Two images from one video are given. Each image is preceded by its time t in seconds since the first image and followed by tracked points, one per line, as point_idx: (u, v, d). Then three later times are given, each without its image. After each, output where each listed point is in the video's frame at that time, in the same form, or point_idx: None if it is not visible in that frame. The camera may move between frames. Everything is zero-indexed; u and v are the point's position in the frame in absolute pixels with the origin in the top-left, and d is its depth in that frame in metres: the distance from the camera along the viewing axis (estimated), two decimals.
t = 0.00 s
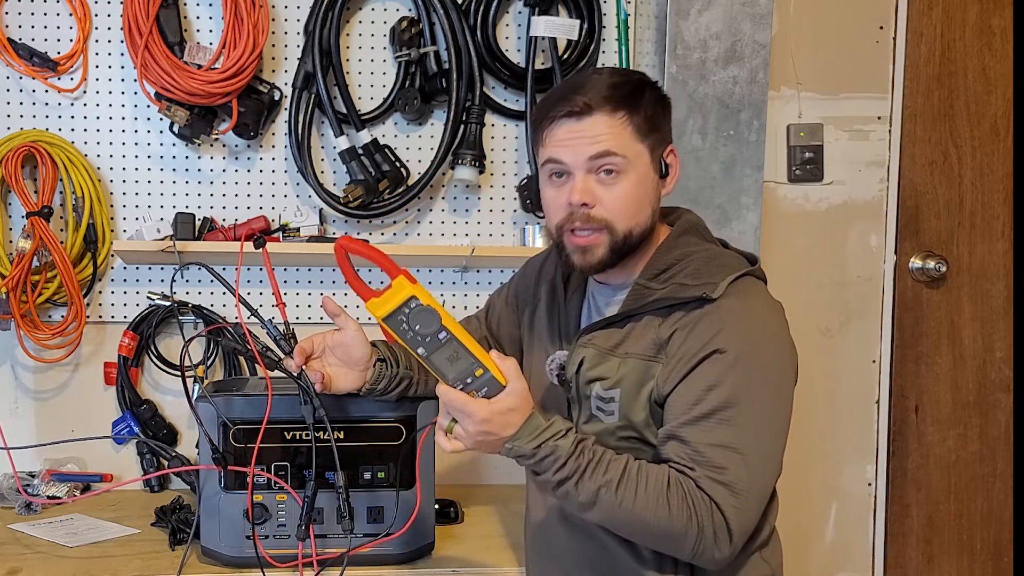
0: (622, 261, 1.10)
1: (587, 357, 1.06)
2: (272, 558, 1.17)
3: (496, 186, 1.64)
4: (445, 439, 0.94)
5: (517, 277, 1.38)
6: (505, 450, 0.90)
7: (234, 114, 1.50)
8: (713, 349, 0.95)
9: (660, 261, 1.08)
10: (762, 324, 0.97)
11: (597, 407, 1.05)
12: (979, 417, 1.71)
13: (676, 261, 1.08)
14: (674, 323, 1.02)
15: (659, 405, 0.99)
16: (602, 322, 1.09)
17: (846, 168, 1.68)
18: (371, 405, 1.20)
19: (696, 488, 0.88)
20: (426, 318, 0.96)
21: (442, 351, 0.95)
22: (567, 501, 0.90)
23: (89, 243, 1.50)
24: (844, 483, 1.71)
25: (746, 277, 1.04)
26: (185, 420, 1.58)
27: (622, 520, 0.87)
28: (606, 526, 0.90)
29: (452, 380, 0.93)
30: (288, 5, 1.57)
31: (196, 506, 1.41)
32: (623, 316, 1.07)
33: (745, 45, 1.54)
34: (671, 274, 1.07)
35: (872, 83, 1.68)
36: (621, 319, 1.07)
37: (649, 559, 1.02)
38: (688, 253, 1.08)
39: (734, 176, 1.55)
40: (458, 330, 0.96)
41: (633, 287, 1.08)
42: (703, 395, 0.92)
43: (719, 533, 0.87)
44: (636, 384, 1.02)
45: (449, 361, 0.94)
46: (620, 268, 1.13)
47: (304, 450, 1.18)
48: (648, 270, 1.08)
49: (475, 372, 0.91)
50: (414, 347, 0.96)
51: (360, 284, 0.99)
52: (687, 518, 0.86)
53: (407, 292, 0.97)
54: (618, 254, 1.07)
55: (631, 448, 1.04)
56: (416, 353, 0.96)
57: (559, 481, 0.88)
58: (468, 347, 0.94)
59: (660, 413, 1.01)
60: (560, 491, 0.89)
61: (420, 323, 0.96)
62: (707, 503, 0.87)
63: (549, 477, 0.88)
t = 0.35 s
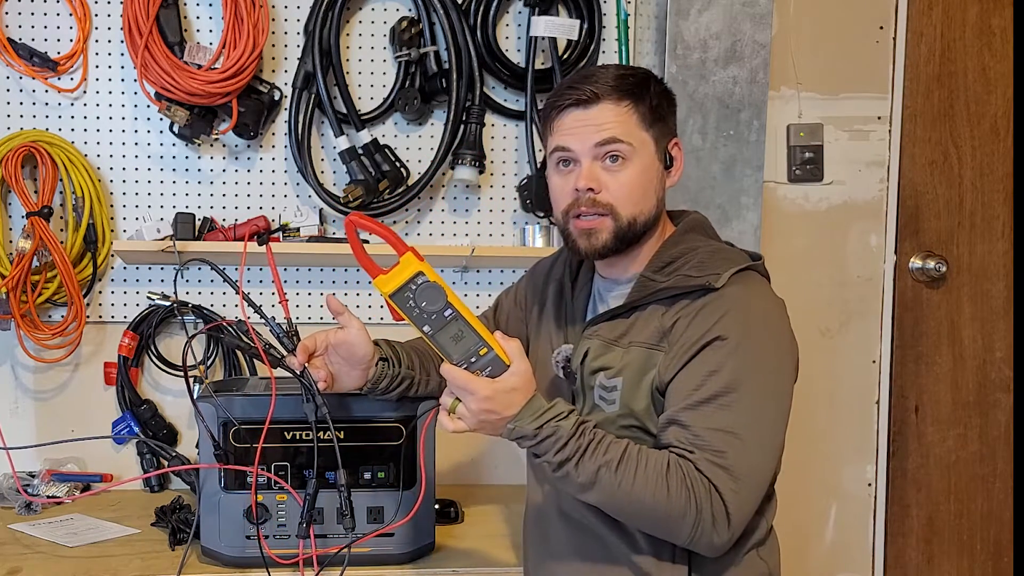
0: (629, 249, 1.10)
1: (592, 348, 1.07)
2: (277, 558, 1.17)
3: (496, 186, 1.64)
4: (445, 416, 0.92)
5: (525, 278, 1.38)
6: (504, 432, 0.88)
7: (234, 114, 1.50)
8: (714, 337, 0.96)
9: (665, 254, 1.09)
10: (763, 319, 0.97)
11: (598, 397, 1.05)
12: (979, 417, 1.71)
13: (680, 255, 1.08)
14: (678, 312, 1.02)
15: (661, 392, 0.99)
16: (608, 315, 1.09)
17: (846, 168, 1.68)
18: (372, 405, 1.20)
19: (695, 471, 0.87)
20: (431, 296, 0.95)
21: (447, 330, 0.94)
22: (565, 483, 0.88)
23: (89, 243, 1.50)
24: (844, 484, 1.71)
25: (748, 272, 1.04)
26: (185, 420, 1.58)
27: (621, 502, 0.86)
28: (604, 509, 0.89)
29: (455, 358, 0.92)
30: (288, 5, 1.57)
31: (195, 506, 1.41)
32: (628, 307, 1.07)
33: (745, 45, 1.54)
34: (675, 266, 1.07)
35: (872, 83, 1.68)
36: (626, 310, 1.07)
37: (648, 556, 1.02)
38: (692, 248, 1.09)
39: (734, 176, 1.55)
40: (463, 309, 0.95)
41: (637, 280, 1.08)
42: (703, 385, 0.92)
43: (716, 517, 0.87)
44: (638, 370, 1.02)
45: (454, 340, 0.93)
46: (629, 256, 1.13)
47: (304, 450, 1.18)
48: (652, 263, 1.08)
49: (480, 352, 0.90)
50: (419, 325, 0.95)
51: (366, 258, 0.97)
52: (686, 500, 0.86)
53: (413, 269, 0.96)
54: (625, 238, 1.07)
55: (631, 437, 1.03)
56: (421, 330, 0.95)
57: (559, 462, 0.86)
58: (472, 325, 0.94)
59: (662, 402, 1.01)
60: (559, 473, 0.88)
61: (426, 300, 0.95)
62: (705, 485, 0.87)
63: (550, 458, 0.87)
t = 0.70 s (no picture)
0: (632, 249, 1.10)
1: (596, 344, 1.08)
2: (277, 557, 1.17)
3: (497, 186, 1.64)
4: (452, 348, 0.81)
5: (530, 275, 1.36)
6: (507, 367, 0.80)
7: (234, 114, 1.50)
8: (713, 324, 0.95)
9: (668, 252, 1.09)
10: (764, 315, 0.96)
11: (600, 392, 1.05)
12: (979, 417, 1.71)
13: (682, 252, 1.09)
14: (679, 304, 1.03)
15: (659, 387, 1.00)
16: (610, 311, 1.10)
17: (846, 168, 1.68)
18: (372, 405, 1.20)
19: (685, 444, 0.84)
20: (444, 222, 0.85)
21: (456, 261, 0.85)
22: (552, 436, 0.83)
23: (89, 243, 1.50)
24: (844, 484, 1.71)
25: (749, 268, 1.03)
26: (186, 420, 1.58)
27: (611, 462, 0.81)
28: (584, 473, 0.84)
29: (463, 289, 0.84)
30: (288, 5, 1.57)
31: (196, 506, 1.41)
32: (630, 302, 1.07)
33: (745, 45, 1.54)
34: (677, 263, 1.07)
35: (872, 83, 1.68)
36: (628, 306, 1.08)
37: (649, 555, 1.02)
38: (694, 245, 1.09)
39: (734, 176, 1.55)
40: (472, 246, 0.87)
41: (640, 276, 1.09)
42: (697, 367, 0.91)
43: (698, 495, 0.83)
44: (636, 363, 1.03)
45: (460, 272, 0.84)
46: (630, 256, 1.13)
47: (304, 450, 1.18)
48: (655, 260, 1.09)
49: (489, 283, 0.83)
50: (427, 251, 0.85)
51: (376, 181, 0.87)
52: (671, 469, 0.82)
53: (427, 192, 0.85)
54: (626, 239, 1.07)
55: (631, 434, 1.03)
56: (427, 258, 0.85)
57: (556, 409, 0.81)
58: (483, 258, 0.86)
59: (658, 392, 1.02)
60: (550, 420, 0.82)
61: (438, 228, 0.85)
62: (692, 459, 0.84)
63: (547, 401, 0.81)
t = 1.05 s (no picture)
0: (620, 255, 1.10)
1: (589, 345, 1.08)
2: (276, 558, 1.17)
3: (497, 186, 1.64)
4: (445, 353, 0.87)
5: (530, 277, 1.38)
6: (496, 370, 0.86)
7: (234, 114, 1.50)
8: (700, 321, 0.94)
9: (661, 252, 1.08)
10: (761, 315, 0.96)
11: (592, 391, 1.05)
12: (979, 417, 1.71)
13: (674, 252, 1.08)
14: (666, 303, 1.03)
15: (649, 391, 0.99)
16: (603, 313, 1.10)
17: (846, 168, 1.68)
18: (372, 405, 1.20)
19: (668, 440, 0.84)
20: (418, 232, 0.95)
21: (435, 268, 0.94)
22: (538, 434, 0.86)
23: (89, 243, 1.50)
24: (844, 484, 1.71)
25: (740, 267, 1.03)
26: (185, 420, 1.58)
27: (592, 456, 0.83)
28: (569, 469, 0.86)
29: (444, 297, 0.93)
30: (288, 5, 1.57)
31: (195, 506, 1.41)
32: (623, 302, 1.08)
33: (745, 45, 1.54)
34: (669, 263, 1.07)
35: (872, 84, 1.68)
36: (620, 306, 1.08)
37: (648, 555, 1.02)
38: (687, 245, 1.08)
39: (734, 176, 1.55)
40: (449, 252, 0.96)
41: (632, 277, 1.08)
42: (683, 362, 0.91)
43: (677, 490, 0.83)
44: (626, 363, 1.03)
45: (441, 278, 0.94)
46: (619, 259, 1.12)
47: (303, 450, 1.19)
48: (647, 261, 1.08)
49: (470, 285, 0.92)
50: (408, 262, 0.94)
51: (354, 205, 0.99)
52: (652, 465, 0.82)
53: (397, 207, 0.95)
54: (613, 246, 1.08)
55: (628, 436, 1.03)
56: (409, 269, 0.94)
57: (540, 407, 0.85)
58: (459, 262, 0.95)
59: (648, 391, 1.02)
60: (535, 417, 0.85)
61: (414, 237, 0.95)
62: (674, 455, 0.84)
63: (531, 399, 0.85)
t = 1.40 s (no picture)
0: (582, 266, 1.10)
1: (569, 351, 1.08)
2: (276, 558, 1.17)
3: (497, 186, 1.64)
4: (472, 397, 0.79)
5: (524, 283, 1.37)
6: (513, 398, 0.81)
7: (234, 115, 1.50)
8: (683, 321, 0.95)
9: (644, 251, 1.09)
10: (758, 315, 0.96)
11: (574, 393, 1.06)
12: (979, 417, 1.71)
13: (645, 253, 1.09)
14: (645, 307, 1.04)
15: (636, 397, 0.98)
16: (582, 319, 1.10)
17: (846, 169, 1.68)
18: (372, 405, 1.20)
19: (688, 448, 0.84)
20: (452, 274, 0.84)
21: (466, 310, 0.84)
22: (556, 454, 0.83)
23: (89, 243, 1.50)
24: (843, 484, 1.71)
25: (712, 262, 1.04)
26: (186, 421, 1.58)
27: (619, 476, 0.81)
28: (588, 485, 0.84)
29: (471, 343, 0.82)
30: (288, 5, 1.57)
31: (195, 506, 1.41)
32: (598, 309, 1.08)
33: (745, 45, 1.54)
34: (641, 265, 1.08)
35: (872, 84, 1.68)
36: (596, 312, 1.09)
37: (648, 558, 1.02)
38: (656, 245, 1.10)
39: (734, 176, 1.55)
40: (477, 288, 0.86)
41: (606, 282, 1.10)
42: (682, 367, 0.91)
43: (703, 495, 0.84)
44: (609, 369, 1.03)
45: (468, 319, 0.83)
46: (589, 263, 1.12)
47: (304, 450, 1.19)
48: (622, 263, 1.09)
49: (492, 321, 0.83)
50: (437, 308, 0.82)
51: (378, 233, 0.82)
52: (676, 476, 0.82)
53: (434, 246, 0.84)
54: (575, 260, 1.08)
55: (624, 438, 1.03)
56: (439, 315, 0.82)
57: (559, 432, 0.81)
58: (489, 308, 0.85)
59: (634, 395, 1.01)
60: (554, 439, 0.82)
61: (448, 281, 0.83)
62: (696, 464, 0.84)
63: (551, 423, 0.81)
